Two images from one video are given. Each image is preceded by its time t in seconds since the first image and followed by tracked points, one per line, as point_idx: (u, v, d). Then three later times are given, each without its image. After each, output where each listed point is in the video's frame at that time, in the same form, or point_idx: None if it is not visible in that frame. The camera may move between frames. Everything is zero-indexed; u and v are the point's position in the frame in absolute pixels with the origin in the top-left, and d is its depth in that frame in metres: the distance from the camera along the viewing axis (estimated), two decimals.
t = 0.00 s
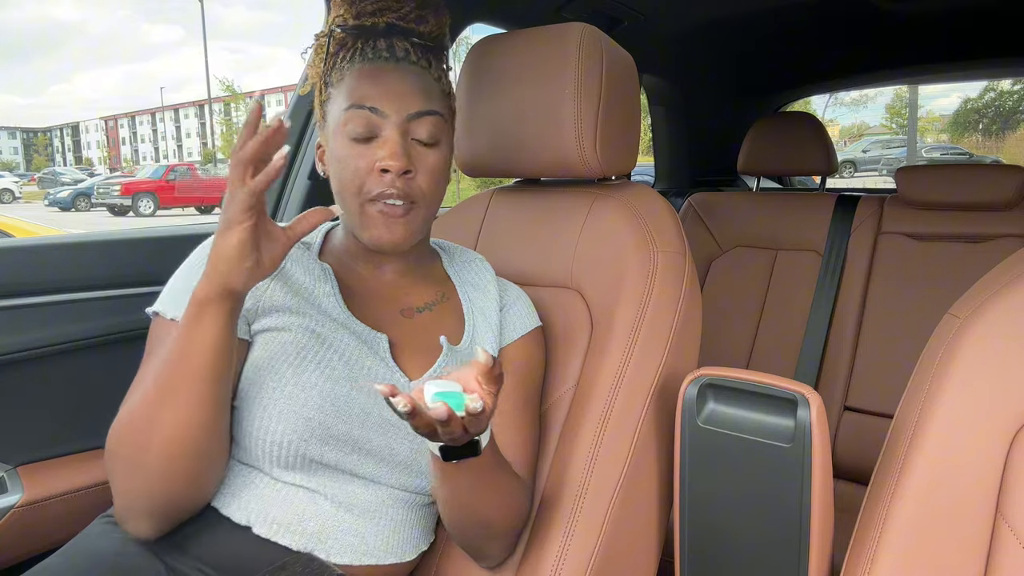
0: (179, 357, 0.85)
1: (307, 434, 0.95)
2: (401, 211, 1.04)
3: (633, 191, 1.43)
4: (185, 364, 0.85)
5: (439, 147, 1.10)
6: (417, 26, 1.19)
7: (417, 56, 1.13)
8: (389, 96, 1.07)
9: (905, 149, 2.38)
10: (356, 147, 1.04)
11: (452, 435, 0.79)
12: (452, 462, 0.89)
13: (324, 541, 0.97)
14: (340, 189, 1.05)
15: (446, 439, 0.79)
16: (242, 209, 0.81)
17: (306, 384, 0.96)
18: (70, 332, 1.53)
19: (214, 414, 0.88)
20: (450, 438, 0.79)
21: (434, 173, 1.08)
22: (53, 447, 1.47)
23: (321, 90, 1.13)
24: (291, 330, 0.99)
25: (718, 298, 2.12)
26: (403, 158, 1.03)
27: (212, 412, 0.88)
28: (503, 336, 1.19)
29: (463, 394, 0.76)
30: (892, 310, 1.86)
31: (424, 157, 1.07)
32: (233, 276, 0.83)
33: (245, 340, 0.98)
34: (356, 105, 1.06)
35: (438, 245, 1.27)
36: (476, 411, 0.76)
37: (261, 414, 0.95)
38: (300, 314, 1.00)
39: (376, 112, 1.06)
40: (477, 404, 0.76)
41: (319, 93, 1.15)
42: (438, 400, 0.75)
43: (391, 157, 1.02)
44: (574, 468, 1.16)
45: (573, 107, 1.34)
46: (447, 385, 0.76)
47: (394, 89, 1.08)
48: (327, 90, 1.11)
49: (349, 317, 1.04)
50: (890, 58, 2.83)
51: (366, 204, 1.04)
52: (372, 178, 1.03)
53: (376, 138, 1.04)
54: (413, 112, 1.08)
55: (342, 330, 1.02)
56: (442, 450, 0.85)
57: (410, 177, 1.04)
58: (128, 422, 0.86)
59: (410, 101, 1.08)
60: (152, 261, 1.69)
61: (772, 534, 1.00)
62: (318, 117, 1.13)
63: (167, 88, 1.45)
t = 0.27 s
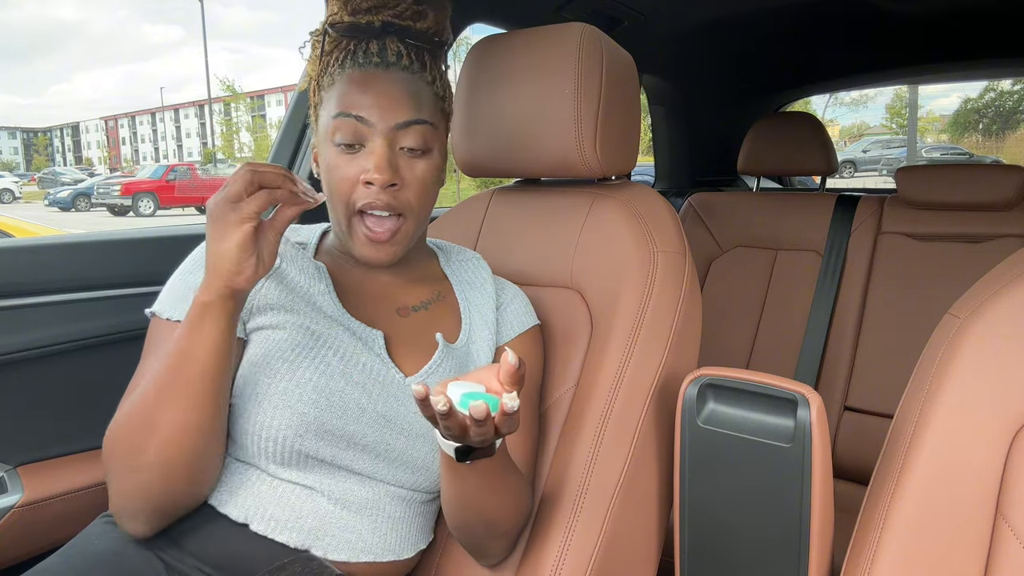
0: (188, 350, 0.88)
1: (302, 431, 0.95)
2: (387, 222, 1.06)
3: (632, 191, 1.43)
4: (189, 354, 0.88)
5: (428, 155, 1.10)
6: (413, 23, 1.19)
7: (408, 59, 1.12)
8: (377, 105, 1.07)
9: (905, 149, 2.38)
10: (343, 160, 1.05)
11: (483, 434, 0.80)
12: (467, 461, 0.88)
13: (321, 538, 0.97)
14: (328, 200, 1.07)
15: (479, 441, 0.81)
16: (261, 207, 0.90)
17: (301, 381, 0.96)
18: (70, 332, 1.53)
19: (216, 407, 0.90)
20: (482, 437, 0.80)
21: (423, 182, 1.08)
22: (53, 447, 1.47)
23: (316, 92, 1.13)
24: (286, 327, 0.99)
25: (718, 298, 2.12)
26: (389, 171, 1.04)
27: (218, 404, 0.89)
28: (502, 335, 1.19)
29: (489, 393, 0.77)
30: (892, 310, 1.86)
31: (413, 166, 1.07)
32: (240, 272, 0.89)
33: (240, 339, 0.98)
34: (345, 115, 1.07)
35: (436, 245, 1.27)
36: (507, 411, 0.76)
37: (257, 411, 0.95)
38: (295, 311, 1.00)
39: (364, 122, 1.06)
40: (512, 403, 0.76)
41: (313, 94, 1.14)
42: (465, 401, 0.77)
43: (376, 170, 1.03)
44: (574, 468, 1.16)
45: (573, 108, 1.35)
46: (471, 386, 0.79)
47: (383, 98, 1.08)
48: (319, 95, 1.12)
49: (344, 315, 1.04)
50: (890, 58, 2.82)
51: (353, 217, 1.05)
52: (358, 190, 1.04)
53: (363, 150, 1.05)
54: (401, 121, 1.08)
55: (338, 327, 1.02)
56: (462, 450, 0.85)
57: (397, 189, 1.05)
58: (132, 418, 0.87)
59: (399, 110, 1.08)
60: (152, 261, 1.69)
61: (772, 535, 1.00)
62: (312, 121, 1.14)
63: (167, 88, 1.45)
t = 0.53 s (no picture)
0: (195, 353, 0.89)
1: (304, 431, 0.94)
2: (384, 228, 1.06)
3: (632, 191, 1.43)
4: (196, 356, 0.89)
5: (424, 158, 1.09)
6: (409, 19, 1.18)
7: (401, 59, 1.12)
8: (370, 109, 1.06)
9: (905, 148, 2.38)
10: (339, 166, 1.05)
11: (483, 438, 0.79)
12: (467, 464, 0.88)
13: (322, 539, 0.96)
14: (326, 206, 1.07)
15: (480, 445, 0.81)
16: (273, 201, 0.92)
17: (303, 381, 0.96)
18: (70, 332, 1.53)
19: (220, 410, 0.90)
20: (482, 441, 0.79)
21: (419, 185, 1.08)
22: (53, 447, 1.47)
23: (312, 94, 1.14)
24: (289, 328, 0.99)
25: (718, 297, 2.12)
26: (383, 176, 1.04)
27: (218, 404, 0.90)
28: (503, 336, 1.18)
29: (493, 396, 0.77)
30: (892, 310, 1.86)
31: (408, 171, 1.07)
32: (253, 270, 0.90)
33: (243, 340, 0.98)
34: (339, 120, 1.06)
35: (437, 244, 1.27)
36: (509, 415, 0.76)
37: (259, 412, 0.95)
38: (297, 312, 1.00)
39: (357, 128, 1.06)
40: (512, 406, 0.76)
41: (310, 95, 1.15)
42: (467, 404, 0.77)
43: (370, 176, 1.03)
44: (574, 468, 1.16)
45: (573, 108, 1.35)
46: (473, 389, 0.79)
47: (375, 102, 1.07)
48: (314, 97, 1.13)
49: (348, 316, 1.04)
50: (890, 57, 2.82)
51: (350, 223, 1.06)
52: (353, 195, 1.04)
53: (357, 157, 1.05)
54: (394, 126, 1.07)
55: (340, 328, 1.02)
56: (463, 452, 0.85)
57: (392, 195, 1.05)
58: (134, 419, 0.87)
59: (393, 113, 1.07)
60: (153, 261, 1.70)
61: (772, 535, 1.01)
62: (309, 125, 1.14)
63: (167, 88, 1.43)
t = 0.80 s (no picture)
0: (196, 353, 0.89)
1: (304, 432, 0.94)
2: (386, 229, 1.06)
3: (632, 191, 1.43)
4: (196, 357, 0.89)
5: (427, 160, 1.09)
6: (415, 20, 1.18)
7: (407, 61, 1.12)
8: (374, 111, 1.06)
9: (905, 149, 2.38)
10: (341, 167, 1.05)
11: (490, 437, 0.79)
12: (470, 463, 0.88)
13: (322, 539, 0.96)
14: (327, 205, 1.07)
15: (486, 445, 0.80)
16: (271, 201, 0.92)
17: (304, 382, 0.96)
18: (70, 332, 1.53)
19: (220, 410, 0.90)
20: (488, 441, 0.79)
21: (421, 187, 1.08)
22: (53, 447, 1.48)
23: (316, 94, 1.14)
24: (291, 329, 0.99)
25: (718, 298, 2.12)
26: (386, 178, 1.04)
27: (219, 404, 0.90)
28: (503, 336, 1.18)
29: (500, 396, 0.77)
30: (892, 310, 1.86)
31: (410, 173, 1.07)
32: (252, 268, 0.90)
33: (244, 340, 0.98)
34: (342, 121, 1.06)
35: (437, 245, 1.27)
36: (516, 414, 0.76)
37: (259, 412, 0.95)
38: (298, 313, 1.01)
39: (360, 129, 1.06)
40: (520, 404, 0.76)
41: (314, 95, 1.14)
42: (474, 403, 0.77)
43: (372, 178, 1.03)
44: (574, 468, 1.16)
45: (573, 108, 1.35)
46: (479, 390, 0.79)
47: (379, 104, 1.07)
48: (318, 97, 1.13)
49: (349, 317, 1.04)
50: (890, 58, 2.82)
51: (352, 223, 1.06)
52: (355, 196, 1.04)
53: (360, 158, 1.05)
54: (398, 127, 1.07)
55: (341, 328, 1.02)
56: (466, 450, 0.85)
57: (394, 197, 1.05)
58: (134, 420, 0.87)
59: (396, 114, 1.07)
60: (153, 261, 1.70)
61: (772, 535, 1.01)
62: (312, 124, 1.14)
63: (167, 88, 1.45)
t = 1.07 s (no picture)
0: (195, 354, 0.89)
1: (304, 432, 0.94)
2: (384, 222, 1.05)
3: (632, 191, 1.43)
4: (196, 357, 0.89)
5: (427, 156, 1.09)
6: (416, 20, 1.17)
7: (408, 58, 1.12)
8: (375, 105, 1.07)
9: (905, 148, 2.38)
10: (341, 160, 1.05)
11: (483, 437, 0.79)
12: (468, 464, 0.88)
13: (322, 540, 0.96)
14: (326, 199, 1.07)
15: (479, 446, 0.81)
16: (255, 189, 0.93)
17: (303, 382, 0.95)
18: (70, 332, 1.53)
19: (220, 410, 0.90)
20: (481, 441, 0.79)
21: (421, 182, 1.07)
22: (53, 447, 1.48)
23: (318, 92, 1.14)
24: (291, 329, 0.99)
25: (718, 298, 2.12)
26: (385, 171, 1.03)
27: (219, 404, 0.90)
28: (503, 337, 1.18)
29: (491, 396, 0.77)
30: (892, 310, 1.86)
31: (410, 167, 1.07)
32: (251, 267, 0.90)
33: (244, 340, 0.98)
34: (342, 115, 1.07)
35: (438, 245, 1.27)
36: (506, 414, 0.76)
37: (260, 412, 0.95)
38: (298, 313, 1.01)
39: (360, 123, 1.06)
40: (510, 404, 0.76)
41: (316, 93, 1.15)
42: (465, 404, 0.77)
43: (372, 170, 1.03)
44: (574, 468, 1.16)
45: (572, 107, 1.35)
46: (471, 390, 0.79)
47: (380, 99, 1.07)
48: (320, 94, 1.13)
49: (348, 317, 1.04)
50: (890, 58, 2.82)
51: (350, 215, 1.05)
52: (355, 189, 1.04)
53: (360, 151, 1.05)
54: (398, 121, 1.07)
55: (341, 328, 1.02)
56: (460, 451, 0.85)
57: (393, 189, 1.04)
58: (134, 420, 0.87)
59: (397, 110, 1.08)
60: (153, 260, 1.70)
61: (772, 535, 1.01)
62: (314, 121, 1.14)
63: (167, 88, 1.45)
